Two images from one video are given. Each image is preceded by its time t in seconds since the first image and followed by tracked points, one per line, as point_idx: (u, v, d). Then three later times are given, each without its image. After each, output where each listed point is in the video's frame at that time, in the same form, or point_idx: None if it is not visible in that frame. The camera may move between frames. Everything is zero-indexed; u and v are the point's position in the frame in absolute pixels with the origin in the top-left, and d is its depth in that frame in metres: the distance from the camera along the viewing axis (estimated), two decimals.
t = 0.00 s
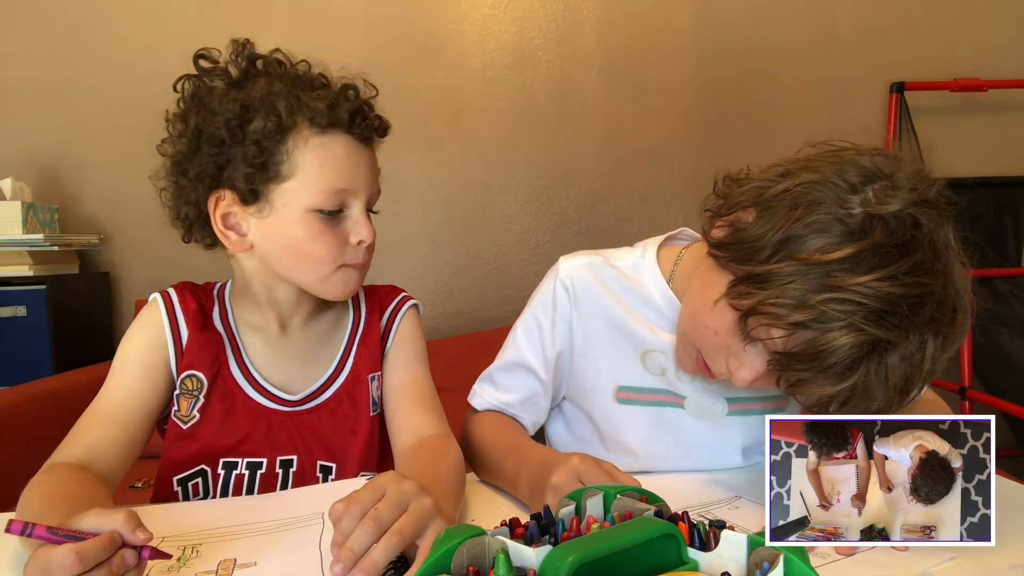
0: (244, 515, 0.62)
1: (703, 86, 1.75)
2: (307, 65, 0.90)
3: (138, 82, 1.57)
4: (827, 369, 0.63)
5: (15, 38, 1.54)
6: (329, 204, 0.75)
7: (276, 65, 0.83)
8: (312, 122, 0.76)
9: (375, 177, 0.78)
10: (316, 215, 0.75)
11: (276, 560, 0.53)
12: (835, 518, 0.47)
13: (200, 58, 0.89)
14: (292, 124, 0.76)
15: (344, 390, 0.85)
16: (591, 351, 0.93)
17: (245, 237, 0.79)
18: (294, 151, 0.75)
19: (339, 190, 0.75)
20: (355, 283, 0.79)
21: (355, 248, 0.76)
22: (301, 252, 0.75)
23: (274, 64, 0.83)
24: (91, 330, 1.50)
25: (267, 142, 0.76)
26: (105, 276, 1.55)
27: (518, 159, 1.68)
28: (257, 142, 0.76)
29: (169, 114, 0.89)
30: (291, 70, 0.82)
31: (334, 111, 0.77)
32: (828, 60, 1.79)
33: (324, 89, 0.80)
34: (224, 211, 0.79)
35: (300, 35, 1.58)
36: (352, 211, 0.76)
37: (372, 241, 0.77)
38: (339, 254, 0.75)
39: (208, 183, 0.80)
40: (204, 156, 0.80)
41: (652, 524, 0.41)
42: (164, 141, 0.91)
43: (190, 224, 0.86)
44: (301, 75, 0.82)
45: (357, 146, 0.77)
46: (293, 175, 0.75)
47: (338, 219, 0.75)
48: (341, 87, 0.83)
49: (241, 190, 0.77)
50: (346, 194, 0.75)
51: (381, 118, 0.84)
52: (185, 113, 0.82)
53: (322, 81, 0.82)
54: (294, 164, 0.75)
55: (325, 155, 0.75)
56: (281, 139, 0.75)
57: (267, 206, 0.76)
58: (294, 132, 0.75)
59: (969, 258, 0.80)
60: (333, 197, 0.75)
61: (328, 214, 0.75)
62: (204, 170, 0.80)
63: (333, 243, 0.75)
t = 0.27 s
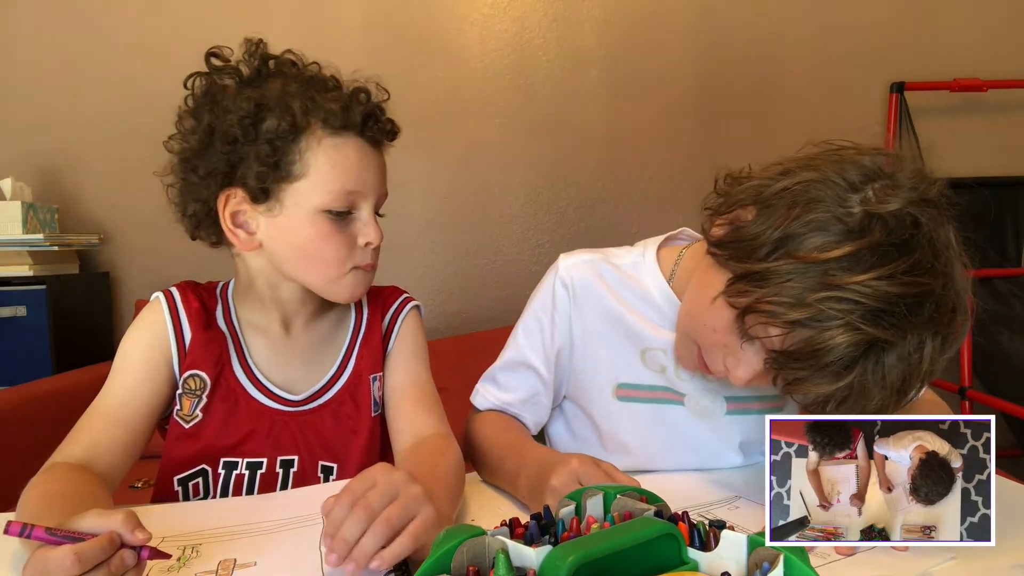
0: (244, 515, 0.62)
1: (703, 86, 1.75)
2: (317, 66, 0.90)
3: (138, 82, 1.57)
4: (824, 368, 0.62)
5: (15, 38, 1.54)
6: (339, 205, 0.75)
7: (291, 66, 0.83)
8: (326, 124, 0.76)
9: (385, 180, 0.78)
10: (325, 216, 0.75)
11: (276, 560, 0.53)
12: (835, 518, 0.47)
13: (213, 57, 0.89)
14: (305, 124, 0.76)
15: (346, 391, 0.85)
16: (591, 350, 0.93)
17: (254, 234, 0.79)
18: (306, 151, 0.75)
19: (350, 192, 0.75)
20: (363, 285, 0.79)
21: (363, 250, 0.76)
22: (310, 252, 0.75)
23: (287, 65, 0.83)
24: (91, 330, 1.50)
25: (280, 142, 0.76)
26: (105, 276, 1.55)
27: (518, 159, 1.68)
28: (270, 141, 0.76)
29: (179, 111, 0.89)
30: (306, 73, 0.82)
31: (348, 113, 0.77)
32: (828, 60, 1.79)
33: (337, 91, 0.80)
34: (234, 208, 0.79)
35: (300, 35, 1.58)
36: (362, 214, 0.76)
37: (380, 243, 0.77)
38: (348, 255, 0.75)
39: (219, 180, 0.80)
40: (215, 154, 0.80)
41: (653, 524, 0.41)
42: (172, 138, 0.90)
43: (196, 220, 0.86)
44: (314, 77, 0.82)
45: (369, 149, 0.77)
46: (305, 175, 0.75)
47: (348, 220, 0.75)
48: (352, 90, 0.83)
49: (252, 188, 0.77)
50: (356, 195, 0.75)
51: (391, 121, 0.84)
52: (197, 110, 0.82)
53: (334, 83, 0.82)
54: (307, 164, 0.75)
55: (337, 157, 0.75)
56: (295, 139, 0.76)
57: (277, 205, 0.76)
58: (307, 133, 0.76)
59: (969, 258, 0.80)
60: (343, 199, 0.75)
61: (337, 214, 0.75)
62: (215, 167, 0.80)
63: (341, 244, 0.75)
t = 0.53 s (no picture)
0: (245, 515, 0.62)
1: (703, 86, 1.75)
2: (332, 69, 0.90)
3: (138, 82, 1.57)
4: (835, 361, 0.62)
5: (15, 37, 1.54)
6: (350, 209, 0.75)
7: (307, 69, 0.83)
8: (340, 128, 0.76)
9: (397, 186, 0.78)
10: (336, 219, 0.75)
11: (276, 560, 0.53)
12: (835, 518, 0.47)
13: (228, 56, 0.89)
14: (320, 129, 0.76)
15: (350, 392, 0.85)
16: (591, 351, 0.93)
17: (265, 235, 0.79)
18: (320, 155, 0.75)
19: (361, 197, 0.75)
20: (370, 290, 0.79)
21: (372, 255, 0.76)
22: (320, 254, 0.75)
23: (303, 69, 0.83)
24: (91, 330, 1.50)
25: (294, 145, 0.76)
26: (105, 276, 1.55)
27: (518, 159, 1.68)
28: (284, 144, 0.76)
29: (190, 110, 0.89)
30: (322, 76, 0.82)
31: (362, 119, 0.77)
32: (828, 60, 1.79)
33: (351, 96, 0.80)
34: (245, 209, 0.79)
35: (299, 35, 1.58)
36: (372, 218, 0.76)
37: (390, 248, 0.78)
38: (357, 260, 0.75)
39: (231, 180, 0.80)
40: (228, 154, 0.80)
41: (654, 524, 0.41)
42: (183, 136, 0.90)
43: (207, 219, 0.86)
44: (330, 81, 0.82)
45: (382, 155, 0.77)
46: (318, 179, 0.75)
47: (358, 225, 0.76)
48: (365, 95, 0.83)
49: (264, 189, 0.77)
50: (367, 200, 0.75)
51: (404, 127, 0.84)
52: (211, 109, 0.82)
53: (349, 88, 0.82)
54: (320, 168, 0.75)
55: (351, 161, 0.75)
56: (309, 143, 0.76)
57: (289, 207, 0.76)
58: (321, 137, 0.76)
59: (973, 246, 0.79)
60: (355, 203, 0.75)
61: (348, 218, 0.75)
62: (228, 168, 0.80)
63: (351, 247, 0.75)
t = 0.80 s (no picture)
0: (244, 515, 0.62)
1: (703, 86, 1.75)
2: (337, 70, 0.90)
3: (138, 82, 1.57)
4: (834, 367, 0.63)
5: (15, 37, 1.54)
6: (353, 212, 0.75)
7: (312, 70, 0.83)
8: (344, 130, 0.76)
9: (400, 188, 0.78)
10: (338, 221, 0.75)
11: (276, 560, 0.53)
12: (835, 518, 0.47)
13: (233, 55, 0.89)
14: (324, 130, 0.76)
15: (351, 393, 0.85)
16: (592, 352, 0.93)
17: (267, 235, 0.78)
18: (324, 156, 0.75)
19: (364, 199, 0.75)
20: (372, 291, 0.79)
21: (374, 257, 0.76)
22: (322, 256, 0.75)
23: (309, 70, 0.83)
24: (91, 330, 1.50)
25: (299, 146, 0.76)
26: (105, 276, 1.55)
27: (518, 159, 1.68)
28: (288, 146, 0.76)
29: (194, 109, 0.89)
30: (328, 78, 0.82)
31: (366, 121, 0.77)
32: (828, 60, 1.79)
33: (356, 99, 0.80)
34: (249, 209, 0.79)
35: (299, 35, 1.58)
36: (375, 220, 0.76)
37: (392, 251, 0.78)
38: (359, 261, 0.75)
39: (235, 181, 0.80)
40: (232, 154, 0.80)
41: (655, 524, 0.41)
42: (187, 135, 0.90)
43: (209, 218, 0.86)
44: (336, 83, 0.82)
45: (386, 158, 0.77)
46: (321, 181, 0.75)
47: (360, 226, 0.76)
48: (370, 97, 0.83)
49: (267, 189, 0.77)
50: (370, 202, 0.75)
51: (409, 130, 0.84)
52: (216, 108, 0.82)
53: (354, 89, 0.82)
54: (323, 170, 0.75)
55: (355, 164, 0.75)
56: (313, 145, 0.76)
57: (292, 208, 0.76)
58: (325, 139, 0.76)
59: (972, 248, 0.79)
60: (357, 205, 0.75)
61: (350, 220, 0.75)
62: (232, 169, 0.80)
63: (353, 250, 0.75)
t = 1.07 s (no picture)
0: (244, 515, 0.62)
1: (703, 86, 1.75)
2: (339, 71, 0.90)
3: (138, 82, 1.57)
4: (833, 376, 0.63)
5: (15, 37, 1.54)
6: (352, 212, 0.75)
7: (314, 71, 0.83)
8: (343, 131, 0.76)
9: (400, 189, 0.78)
10: (338, 222, 0.75)
11: (276, 560, 0.53)
12: (835, 518, 0.47)
13: (234, 56, 0.89)
14: (324, 130, 0.76)
15: (351, 393, 0.85)
16: (593, 353, 0.93)
17: (267, 236, 0.78)
18: (324, 157, 0.75)
19: (364, 200, 0.75)
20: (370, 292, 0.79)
21: (374, 257, 0.76)
22: (322, 257, 0.75)
23: (309, 70, 0.83)
24: (91, 330, 1.50)
25: (299, 147, 0.76)
26: (105, 276, 1.55)
27: (518, 159, 1.68)
28: (287, 146, 0.76)
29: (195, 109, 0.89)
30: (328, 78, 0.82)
31: (366, 122, 0.77)
32: (828, 59, 1.79)
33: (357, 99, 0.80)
34: (248, 210, 0.79)
35: (299, 35, 1.58)
36: (374, 221, 0.76)
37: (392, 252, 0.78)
38: (358, 262, 0.75)
39: (235, 181, 0.80)
40: (232, 154, 0.80)
41: (655, 524, 0.41)
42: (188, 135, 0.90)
43: (209, 218, 0.86)
44: (336, 84, 0.82)
45: (386, 159, 0.77)
46: (321, 181, 0.75)
47: (359, 228, 0.76)
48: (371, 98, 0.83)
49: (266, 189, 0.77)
50: (370, 203, 0.75)
51: (409, 131, 0.84)
52: (216, 108, 0.82)
53: (355, 90, 0.82)
54: (323, 170, 0.75)
55: (355, 165, 0.75)
56: (312, 145, 0.76)
57: (291, 208, 0.76)
58: (325, 140, 0.76)
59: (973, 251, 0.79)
60: (357, 206, 0.75)
61: (350, 221, 0.75)
62: (232, 169, 0.80)
63: (353, 251, 0.75)
